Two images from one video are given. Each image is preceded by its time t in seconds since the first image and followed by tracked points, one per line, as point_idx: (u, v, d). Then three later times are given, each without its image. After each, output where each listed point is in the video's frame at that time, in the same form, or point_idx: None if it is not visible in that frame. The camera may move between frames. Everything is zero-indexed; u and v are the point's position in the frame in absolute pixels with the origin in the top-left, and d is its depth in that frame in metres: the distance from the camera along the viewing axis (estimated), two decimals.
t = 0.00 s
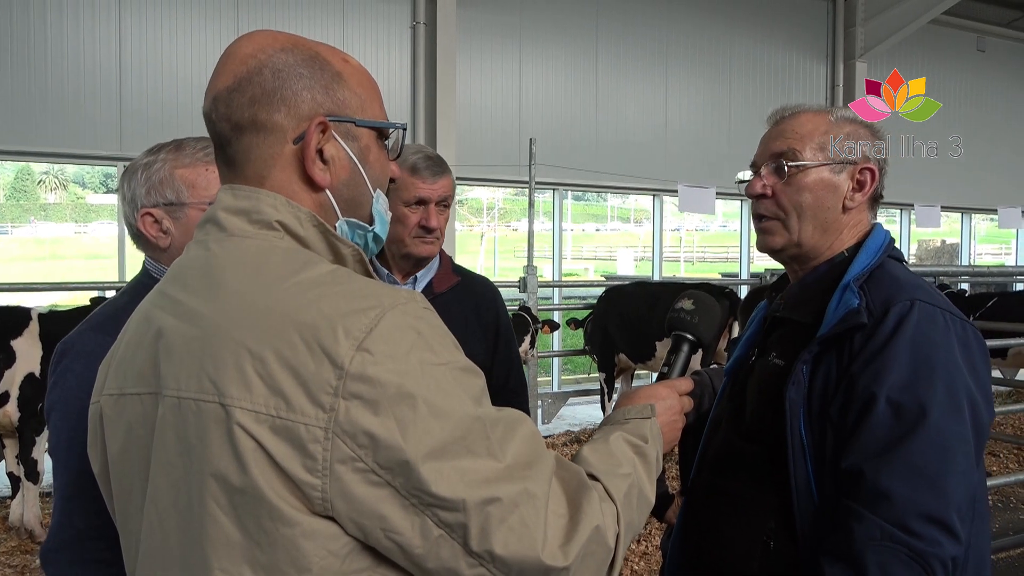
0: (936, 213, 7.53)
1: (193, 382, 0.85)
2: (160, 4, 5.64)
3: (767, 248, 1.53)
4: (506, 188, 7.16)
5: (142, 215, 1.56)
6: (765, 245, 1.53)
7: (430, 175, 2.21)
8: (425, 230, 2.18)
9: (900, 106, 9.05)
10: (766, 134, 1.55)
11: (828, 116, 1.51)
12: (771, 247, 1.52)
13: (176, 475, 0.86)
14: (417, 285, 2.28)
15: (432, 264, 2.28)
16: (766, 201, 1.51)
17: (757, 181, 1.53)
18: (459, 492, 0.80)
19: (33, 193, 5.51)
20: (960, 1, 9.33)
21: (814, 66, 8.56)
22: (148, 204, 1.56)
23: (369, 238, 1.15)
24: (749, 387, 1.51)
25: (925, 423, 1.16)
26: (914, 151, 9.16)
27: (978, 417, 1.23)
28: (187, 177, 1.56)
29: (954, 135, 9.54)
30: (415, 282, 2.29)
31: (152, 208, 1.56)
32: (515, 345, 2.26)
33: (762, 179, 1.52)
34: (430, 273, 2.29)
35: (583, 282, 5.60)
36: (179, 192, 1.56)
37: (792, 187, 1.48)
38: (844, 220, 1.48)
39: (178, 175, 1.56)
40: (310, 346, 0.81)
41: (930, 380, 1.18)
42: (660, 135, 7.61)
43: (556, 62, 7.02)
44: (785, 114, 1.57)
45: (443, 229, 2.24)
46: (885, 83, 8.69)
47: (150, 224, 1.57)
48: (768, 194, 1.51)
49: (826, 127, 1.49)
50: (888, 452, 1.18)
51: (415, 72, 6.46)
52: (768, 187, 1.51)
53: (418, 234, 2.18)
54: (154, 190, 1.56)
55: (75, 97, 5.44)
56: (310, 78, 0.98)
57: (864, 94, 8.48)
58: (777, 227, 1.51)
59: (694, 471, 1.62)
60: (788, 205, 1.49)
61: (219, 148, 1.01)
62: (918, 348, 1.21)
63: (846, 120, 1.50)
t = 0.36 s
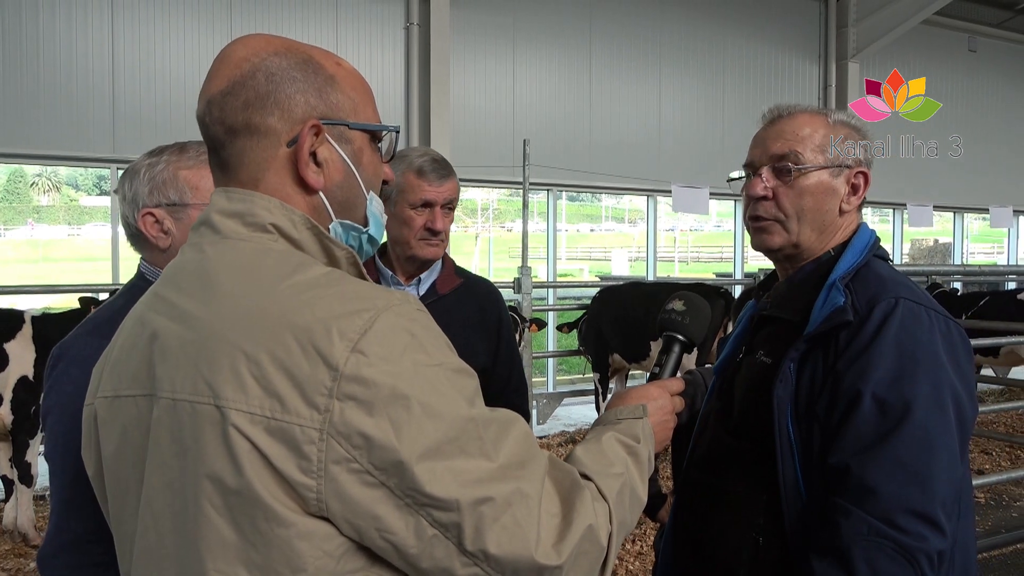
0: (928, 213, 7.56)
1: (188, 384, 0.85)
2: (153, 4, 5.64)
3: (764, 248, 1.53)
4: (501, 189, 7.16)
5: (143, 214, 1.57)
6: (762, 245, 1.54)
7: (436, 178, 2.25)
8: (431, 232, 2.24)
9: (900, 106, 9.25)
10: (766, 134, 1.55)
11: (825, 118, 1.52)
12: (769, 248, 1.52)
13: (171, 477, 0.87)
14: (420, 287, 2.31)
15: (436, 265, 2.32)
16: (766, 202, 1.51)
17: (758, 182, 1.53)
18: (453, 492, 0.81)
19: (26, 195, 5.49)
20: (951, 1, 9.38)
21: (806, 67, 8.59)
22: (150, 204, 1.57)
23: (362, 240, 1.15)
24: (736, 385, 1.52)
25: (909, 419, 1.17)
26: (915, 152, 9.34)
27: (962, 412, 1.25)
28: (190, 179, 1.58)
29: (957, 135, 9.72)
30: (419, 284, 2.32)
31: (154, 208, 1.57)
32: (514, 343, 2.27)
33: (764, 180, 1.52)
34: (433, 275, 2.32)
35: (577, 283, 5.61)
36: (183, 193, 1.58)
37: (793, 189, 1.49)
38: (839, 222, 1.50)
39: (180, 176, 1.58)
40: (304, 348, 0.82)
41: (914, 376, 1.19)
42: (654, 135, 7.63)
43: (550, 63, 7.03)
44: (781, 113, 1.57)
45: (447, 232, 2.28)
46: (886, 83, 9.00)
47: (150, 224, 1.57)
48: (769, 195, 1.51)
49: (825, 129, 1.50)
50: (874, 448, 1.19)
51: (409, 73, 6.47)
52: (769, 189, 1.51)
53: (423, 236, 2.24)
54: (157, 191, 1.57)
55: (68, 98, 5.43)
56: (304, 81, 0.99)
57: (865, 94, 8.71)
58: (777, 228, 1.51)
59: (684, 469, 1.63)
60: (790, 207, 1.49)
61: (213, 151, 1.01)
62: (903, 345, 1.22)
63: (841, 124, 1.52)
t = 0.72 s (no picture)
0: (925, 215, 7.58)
1: (184, 385, 0.85)
2: (150, 4, 5.63)
3: (766, 253, 1.54)
4: (498, 190, 7.16)
5: (148, 213, 1.58)
6: (764, 250, 1.54)
7: (458, 183, 2.30)
8: (453, 235, 2.28)
9: (900, 106, 9.33)
10: (770, 138, 1.55)
11: (828, 122, 1.52)
12: (772, 253, 1.53)
13: (167, 479, 0.87)
14: (432, 290, 2.34)
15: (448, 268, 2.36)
16: (769, 209, 1.52)
17: (762, 188, 1.53)
18: (448, 494, 0.81)
19: (22, 196, 5.46)
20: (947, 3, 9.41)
21: (803, 69, 8.61)
22: (156, 203, 1.58)
23: (360, 241, 1.16)
24: (736, 387, 1.52)
25: (912, 423, 1.18)
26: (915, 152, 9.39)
27: (963, 416, 1.26)
28: (198, 182, 1.60)
29: (956, 135, 9.77)
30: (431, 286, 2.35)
31: (160, 207, 1.58)
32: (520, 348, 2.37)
33: (768, 186, 1.52)
34: (445, 277, 2.35)
35: (574, 284, 5.61)
36: (191, 195, 1.59)
37: (798, 195, 1.49)
38: (840, 227, 1.51)
39: (188, 177, 1.60)
40: (301, 349, 0.82)
41: (917, 380, 1.20)
42: (651, 136, 7.65)
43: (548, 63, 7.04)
44: (785, 117, 1.57)
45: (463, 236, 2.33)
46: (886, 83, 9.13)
47: (154, 223, 1.58)
48: (773, 201, 1.51)
49: (828, 134, 1.50)
50: (877, 452, 1.20)
51: (406, 73, 6.47)
52: (774, 195, 1.51)
53: (446, 239, 2.27)
54: (165, 190, 1.58)
55: (65, 98, 5.42)
56: (301, 83, 0.99)
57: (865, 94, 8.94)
58: (779, 234, 1.52)
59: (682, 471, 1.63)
60: (794, 213, 1.49)
61: (210, 153, 1.01)
62: (906, 350, 1.23)
63: (843, 128, 1.52)
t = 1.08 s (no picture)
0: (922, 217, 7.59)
1: (183, 385, 0.85)
2: (148, 3, 5.62)
3: (758, 253, 1.56)
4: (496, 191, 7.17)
5: (152, 213, 1.58)
6: (757, 251, 1.56)
7: (485, 187, 2.38)
8: (482, 239, 2.35)
9: (899, 106, 9.36)
10: (768, 139, 1.56)
11: (828, 126, 1.52)
12: (763, 254, 1.55)
13: (165, 479, 0.86)
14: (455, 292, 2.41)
15: (470, 270, 2.42)
16: (761, 210, 1.54)
17: (756, 189, 1.54)
18: (446, 494, 0.81)
19: (20, 195, 5.44)
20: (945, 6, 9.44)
21: (801, 70, 8.63)
22: (160, 202, 1.58)
23: (358, 243, 1.15)
24: (734, 389, 1.52)
25: (909, 424, 1.18)
26: (915, 151, 9.46)
27: (960, 418, 1.26)
28: (202, 181, 1.60)
29: (957, 135, 9.83)
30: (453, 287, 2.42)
31: (164, 206, 1.58)
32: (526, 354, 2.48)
33: (761, 187, 1.53)
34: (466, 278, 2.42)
35: (572, 285, 5.62)
36: (195, 194, 1.59)
37: (790, 198, 1.50)
38: (835, 232, 1.51)
39: (193, 177, 1.59)
40: (299, 349, 0.82)
41: (913, 382, 1.20)
42: (649, 138, 7.66)
43: (546, 64, 7.05)
44: (786, 118, 1.57)
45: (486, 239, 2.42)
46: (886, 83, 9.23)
47: (159, 222, 1.58)
48: (765, 203, 1.53)
49: (826, 138, 1.50)
50: (873, 453, 1.20)
51: (405, 73, 6.48)
52: (765, 197, 1.52)
53: (476, 243, 2.34)
54: (169, 189, 1.58)
55: (62, 97, 5.41)
56: (301, 84, 0.99)
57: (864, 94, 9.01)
58: (772, 235, 1.54)
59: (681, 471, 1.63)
60: (785, 216, 1.50)
61: (210, 152, 1.01)
62: (903, 352, 1.23)
63: (844, 130, 1.51)
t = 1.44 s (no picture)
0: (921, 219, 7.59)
1: (181, 385, 0.85)
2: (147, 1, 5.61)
3: (753, 255, 1.54)
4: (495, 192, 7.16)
5: (151, 213, 1.57)
6: (753, 253, 1.55)
7: (510, 190, 2.39)
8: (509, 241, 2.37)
9: (900, 106, 9.36)
10: (759, 143, 1.56)
11: (819, 126, 1.52)
12: (758, 255, 1.53)
13: (163, 480, 0.86)
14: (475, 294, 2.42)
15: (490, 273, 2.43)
16: (755, 211, 1.53)
17: (749, 190, 1.54)
18: (446, 495, 0.81)
19: (17, 195, 5.43)
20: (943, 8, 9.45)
21: (800, 72, 8.62)
22: (159, 202, 1.57)
23: (356, 243, 1.15)
24: (737, 391, 1.52)
25: (914, 428, 1.18)
26: (915, 152, 9.48)
27: (964, 422, 1.26)
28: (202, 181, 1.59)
29: (957, 135, 9.86)
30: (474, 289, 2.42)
31: (163, 206, 1.57)
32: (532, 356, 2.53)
33: (754, 189, 1.53)
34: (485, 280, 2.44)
35: (571, 287, 5.61)
36: (194, 194, 1.59)
37: (783, 197, 1.49)
38: (830, 231, 1.51)
39: (193, 178, 1.59)
40: (298, 349, 0.82)
41: (918, 385, 1.20)
42: (648, 139, 7.66)
43: (545, 65, 7.04)
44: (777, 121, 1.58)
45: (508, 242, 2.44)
46: (885, 83, 9.08)
47: (157, 222, 1.57)
48: (758, 204, 1.52)
49: (819, 138, 1.51)
50: (878, 457, 1.20)
51: (404, 73, 6.47)
52: (759, 198, 1.52)
53: (504, 245, 2.36)
54: (168, 189, 1.58)
55: (60, 97, 5.40)
56: (300, 83, 0.98)
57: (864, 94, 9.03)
58: (765, 235, 1.52)
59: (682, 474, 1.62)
60: (779, 216, 1.49)
61: (208, 151, 1.01)
62: (908, 355, 1.22)
63: (836, 130, 1.52)
